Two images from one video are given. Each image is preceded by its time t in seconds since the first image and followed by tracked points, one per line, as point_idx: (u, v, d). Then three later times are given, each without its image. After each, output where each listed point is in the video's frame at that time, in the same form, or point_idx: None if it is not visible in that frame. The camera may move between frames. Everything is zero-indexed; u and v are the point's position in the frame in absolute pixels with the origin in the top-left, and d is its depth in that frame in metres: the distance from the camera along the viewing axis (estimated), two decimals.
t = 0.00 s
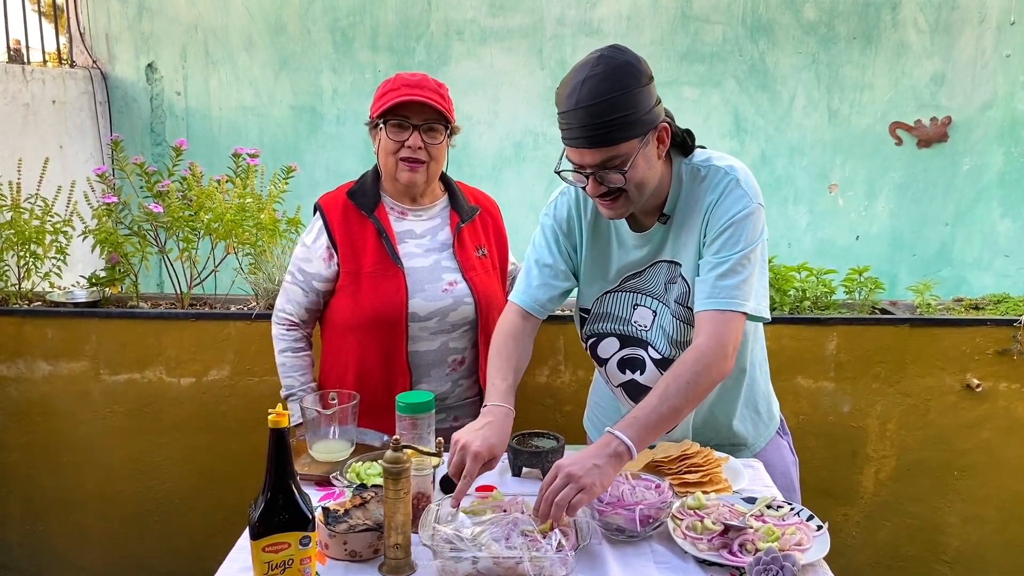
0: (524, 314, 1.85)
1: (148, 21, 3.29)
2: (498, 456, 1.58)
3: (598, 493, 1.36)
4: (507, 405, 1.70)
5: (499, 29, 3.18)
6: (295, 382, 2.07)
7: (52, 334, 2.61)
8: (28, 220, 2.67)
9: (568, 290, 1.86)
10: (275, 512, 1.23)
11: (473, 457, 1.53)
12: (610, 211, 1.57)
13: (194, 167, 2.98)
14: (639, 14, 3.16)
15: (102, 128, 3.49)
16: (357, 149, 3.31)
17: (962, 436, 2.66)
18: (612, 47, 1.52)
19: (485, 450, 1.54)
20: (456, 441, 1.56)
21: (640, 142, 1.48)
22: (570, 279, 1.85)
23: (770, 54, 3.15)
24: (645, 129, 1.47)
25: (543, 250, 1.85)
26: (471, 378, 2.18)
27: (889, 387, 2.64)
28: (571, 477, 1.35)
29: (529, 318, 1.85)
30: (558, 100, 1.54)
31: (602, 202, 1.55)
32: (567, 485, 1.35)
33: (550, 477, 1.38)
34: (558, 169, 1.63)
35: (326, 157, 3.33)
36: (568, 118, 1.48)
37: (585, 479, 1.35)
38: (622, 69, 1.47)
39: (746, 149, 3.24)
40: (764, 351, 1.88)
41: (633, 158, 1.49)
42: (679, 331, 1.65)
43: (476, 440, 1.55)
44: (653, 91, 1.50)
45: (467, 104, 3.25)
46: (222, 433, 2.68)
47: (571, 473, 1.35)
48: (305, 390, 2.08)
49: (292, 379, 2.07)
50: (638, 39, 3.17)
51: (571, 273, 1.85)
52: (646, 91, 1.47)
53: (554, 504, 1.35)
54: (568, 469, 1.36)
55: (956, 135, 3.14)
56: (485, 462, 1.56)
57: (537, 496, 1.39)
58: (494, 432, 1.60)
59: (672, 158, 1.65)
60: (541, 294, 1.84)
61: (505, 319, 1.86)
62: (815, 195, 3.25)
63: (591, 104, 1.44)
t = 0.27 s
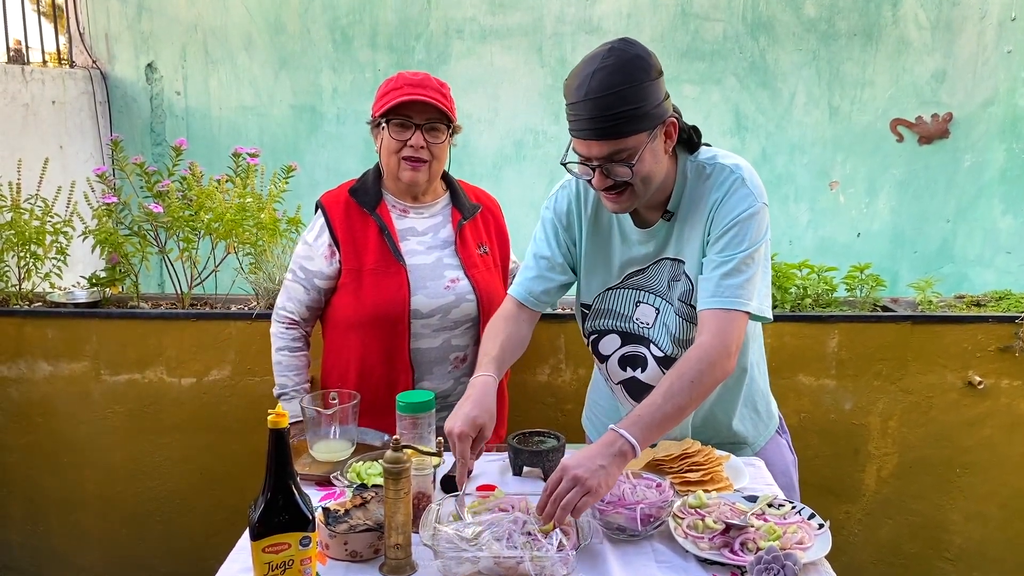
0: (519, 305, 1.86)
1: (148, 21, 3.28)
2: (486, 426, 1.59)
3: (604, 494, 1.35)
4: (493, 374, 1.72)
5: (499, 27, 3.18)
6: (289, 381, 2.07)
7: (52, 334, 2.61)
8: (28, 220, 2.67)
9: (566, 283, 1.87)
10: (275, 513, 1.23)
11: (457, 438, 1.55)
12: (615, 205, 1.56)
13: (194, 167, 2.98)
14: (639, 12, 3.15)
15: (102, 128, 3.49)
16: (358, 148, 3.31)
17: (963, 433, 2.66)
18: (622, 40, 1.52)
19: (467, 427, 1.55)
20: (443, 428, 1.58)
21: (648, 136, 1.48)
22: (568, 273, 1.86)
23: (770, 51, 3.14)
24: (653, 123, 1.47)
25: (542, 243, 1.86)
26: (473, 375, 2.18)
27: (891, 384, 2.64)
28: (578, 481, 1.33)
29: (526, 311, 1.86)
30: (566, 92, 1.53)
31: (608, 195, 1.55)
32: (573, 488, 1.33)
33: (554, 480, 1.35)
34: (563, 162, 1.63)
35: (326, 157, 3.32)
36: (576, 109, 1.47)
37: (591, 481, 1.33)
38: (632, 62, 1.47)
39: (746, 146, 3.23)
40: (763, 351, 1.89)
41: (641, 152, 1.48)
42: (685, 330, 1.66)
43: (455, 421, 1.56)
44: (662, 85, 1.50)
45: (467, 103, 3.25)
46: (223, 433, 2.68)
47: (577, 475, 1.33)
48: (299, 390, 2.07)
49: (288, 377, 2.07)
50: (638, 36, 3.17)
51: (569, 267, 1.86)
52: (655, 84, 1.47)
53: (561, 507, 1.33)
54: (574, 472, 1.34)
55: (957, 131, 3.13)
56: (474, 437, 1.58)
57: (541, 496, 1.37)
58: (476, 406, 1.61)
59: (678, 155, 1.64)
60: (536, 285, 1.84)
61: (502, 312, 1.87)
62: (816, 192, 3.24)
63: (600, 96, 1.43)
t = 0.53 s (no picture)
0: (517, 303, 1.87)
1: (146, 22, 3.28)
2: (508, 412, 1.61)
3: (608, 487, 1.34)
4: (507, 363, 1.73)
5: (498, 26, 3.17)
6: (291, 383, 2.07)
7: (52, 336, 2.61)
8: (27, 222, 2.67)
9: (563, 281, 1.88)
10: (273, 516, 1.22)
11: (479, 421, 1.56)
12: (611, 204, 1.56)
13: (193, 168, 2.98)
14: (638, 10, 3.15)
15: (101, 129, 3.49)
16: (357, 148, 3.31)
17: (965, 431, 2.65)
18: (614, 39, 1.51)
19: (490, 411, 1.57)
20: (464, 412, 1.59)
21: (641, 134, 1.47)
22: (564, 271, 1.87)
23: (770, 48, 3.13)
24: (647, 120, 1.46)
25: (537, 241, 1.87)
26: (474, 375, 2.17)
27: (892, 382, 2.63)
28: (584, 470, 1.33)
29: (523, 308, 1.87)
30: (560, 91, 1.53)
31: (603, 194, 1.54)
32: (579, 477, 1.33)
33: (561, 468, 1.35)
34: (559, 161, 1.62)
35: (326, 157, 3.32)
36: (569, 108, 1.47)
37: (597, 472, 1.33)
38: (624, 60, 1.46)
39: (747, 144, 3.23)
40: (762, 351, 1.88)
41: (634, 150, 1.47)
42: (681, 330, 1.64)
43: (477, 406, 1.58)
44: (655, 83, 1.49)
45: (467, 102, 3.24)
46: (223, 434, 2.68)
47: (584, 465, 1.33)
48: (303, 391, 2.08)
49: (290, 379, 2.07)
50: (638, 34, 3.16)
51: (565, 265, 1.87)
52: (647, 82, 1.46)
53: (565, 496, 1.33)
54: (580, 461, 1.34)
55: (958, 128, 3.12)
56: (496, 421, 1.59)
57: (546, 483, 1.37)
58: (497, 392, 1.62)
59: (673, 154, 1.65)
60: (530, 283, 1.86)
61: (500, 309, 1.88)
62: (816, 190, 3.23)
63: (592, 95, 1.43)
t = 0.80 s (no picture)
0: (513, 298, 1.87)
1: (146, 22, 3.28)
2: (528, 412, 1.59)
3: (600, 483, 1.34)
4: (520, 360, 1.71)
5: (498, 26, 3.17)
6: (295, 385, 2.05)
7: (52, 337, 2.61)
8: (27, 224, 2.68)
9: (559, 277, 1.88)
10: (272, 517, 1.23)
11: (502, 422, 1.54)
12: (606, 200, 1.56)
13: (193, 169, 2.98)
14: (637, 9, 3.14)
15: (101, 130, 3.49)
16: (357, 148, 3.31)
17: (966, 429, 2.64)
18: (607, 34, 1.51)
19: (515, 413, 1.55)
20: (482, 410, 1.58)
21: (634, 128, 1.47)
22: (559, 267, 1.86)
23: (770, 46, 3.13)
24: (640, 115, 1.46)
25: (534, 236, 1.86)
26: (474, 376, 2.17)
27: (893, 380, 2.62)
28: (572, 468, 1.32)
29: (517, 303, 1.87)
30: (553, 87, 1.53)
31: (598, 190, 1.54)
32: (568, 476, 1.33)
33: (550, 469, 1.35)
34: (553, 158, 1.62)
35: (326, 157, 3.32)
36: (562, 104, 1.47)
37: (586, 469, 1.32)
38: (616, 55, 1.46)
39: (747, 142, 3.22)
40: (763, 350, 1.88)
41: (627, 145, 1.47)
42: (678, 325, 1.64)
43: (497, 405, 1.56)
44: (648, 78, 1.49)
45: (466, 102, 3.24)
46: (224, 435, 2.68)
47: (571, 463, 1.32)
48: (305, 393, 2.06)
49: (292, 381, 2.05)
50: (637, 33, 3.15)
51: (561, 261, 1.87)
52: (640, 77, 1.46)
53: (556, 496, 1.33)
54: (568, 460, 1.33)
55: (958, 125, 3.11)
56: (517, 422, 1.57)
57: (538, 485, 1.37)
58: (518, 391, 1.61)
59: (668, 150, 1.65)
60: (525, 278, 1.86)
61: (494, 305, 1.87)
62: (817, 187, 3.23)
63: (584, 90, 1.43)
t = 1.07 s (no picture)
0: (513, 300, 1.87)
1: (144, 24, 3.28)
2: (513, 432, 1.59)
3: (592, 490, 1.35)
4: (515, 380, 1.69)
5: (496, 25, 3.16)
6: (289, 389, 2.04)
7: (52, 340, 2.61)
8: (26, 226, 2.68)
9: (559, 278, 1.88)
10: (269, 519, 1.22)
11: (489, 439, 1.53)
12: (604, 199, 1.55)
13: (192, 171, 2.98)
14: (636, 7, 3.13)
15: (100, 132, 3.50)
16: (357, 148, 3.31)
17: (967, 427, 2.63)
18: (603, 34, 1.50)
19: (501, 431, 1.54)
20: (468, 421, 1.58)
21: (631, 127, 1.46)
22: (559, 268, 1.86)
23: (770, 44, 3.12)
24: (636, 114, 1.45)
25: (533, 236, 1.86)
26: (472, 377, 2.17)
27: (894, 378, 2.62)
28: (563, 477, 1.33)
29: (517, 304, 1.87)
30: (549, 87, 1.52)
31: (595, 190, 1.54)
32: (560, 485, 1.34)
33: (544, 478, 1.36)
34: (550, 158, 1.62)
35: (325, 157, 3.32)
36: (558, 104, 1.46)
37: (578, 477, 1.34)
38: (612, 54, 1.45)
39: (747, 140, 3.21)
40: (763, 349, 1.87)
41: (624, 144, 1.47)
42: (677, 325, 1.64)
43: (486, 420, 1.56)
44: (644, 77, 1.48)
45: (465, 101, 3.23)
46: (223, 437, 2.69)
47: (563, 472, 1.33)
48: (300, 396, 2.04)
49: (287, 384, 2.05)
50: (636, 31, 3.15)
51: (560, 261, 1.86)
52: (636, 75, 1.45)
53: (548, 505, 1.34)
54: (560, 468, 1.35)
55: (959, 122, 3.10)
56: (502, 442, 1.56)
57: (533, 494, 1.38)
58: (508, 411, 1.60)
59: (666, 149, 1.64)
60: (525, 279, 1.85)
61: (494, 309, 1.87)
62: (817, 185, 3.22)
63: (580, 89, 1.42)
